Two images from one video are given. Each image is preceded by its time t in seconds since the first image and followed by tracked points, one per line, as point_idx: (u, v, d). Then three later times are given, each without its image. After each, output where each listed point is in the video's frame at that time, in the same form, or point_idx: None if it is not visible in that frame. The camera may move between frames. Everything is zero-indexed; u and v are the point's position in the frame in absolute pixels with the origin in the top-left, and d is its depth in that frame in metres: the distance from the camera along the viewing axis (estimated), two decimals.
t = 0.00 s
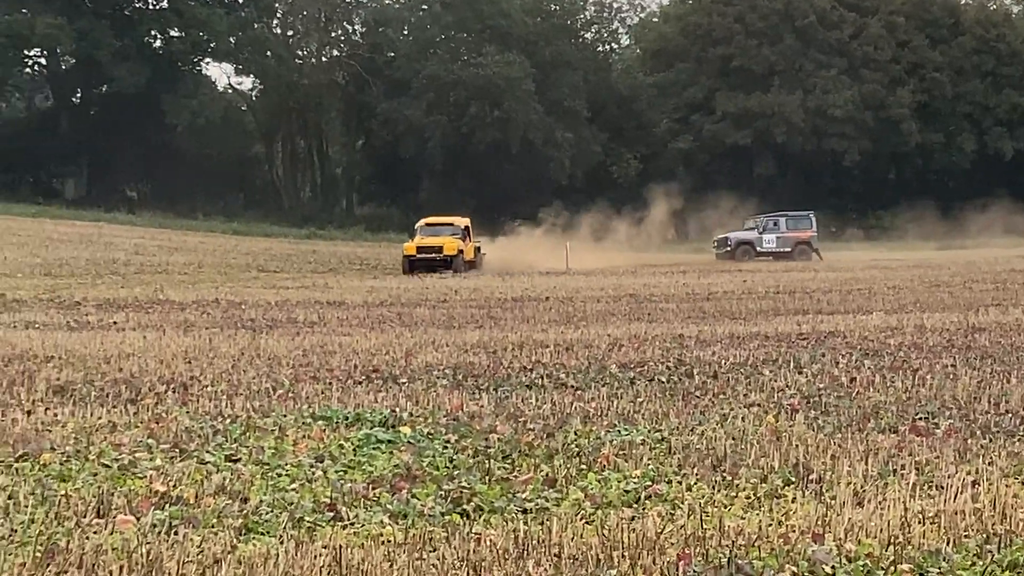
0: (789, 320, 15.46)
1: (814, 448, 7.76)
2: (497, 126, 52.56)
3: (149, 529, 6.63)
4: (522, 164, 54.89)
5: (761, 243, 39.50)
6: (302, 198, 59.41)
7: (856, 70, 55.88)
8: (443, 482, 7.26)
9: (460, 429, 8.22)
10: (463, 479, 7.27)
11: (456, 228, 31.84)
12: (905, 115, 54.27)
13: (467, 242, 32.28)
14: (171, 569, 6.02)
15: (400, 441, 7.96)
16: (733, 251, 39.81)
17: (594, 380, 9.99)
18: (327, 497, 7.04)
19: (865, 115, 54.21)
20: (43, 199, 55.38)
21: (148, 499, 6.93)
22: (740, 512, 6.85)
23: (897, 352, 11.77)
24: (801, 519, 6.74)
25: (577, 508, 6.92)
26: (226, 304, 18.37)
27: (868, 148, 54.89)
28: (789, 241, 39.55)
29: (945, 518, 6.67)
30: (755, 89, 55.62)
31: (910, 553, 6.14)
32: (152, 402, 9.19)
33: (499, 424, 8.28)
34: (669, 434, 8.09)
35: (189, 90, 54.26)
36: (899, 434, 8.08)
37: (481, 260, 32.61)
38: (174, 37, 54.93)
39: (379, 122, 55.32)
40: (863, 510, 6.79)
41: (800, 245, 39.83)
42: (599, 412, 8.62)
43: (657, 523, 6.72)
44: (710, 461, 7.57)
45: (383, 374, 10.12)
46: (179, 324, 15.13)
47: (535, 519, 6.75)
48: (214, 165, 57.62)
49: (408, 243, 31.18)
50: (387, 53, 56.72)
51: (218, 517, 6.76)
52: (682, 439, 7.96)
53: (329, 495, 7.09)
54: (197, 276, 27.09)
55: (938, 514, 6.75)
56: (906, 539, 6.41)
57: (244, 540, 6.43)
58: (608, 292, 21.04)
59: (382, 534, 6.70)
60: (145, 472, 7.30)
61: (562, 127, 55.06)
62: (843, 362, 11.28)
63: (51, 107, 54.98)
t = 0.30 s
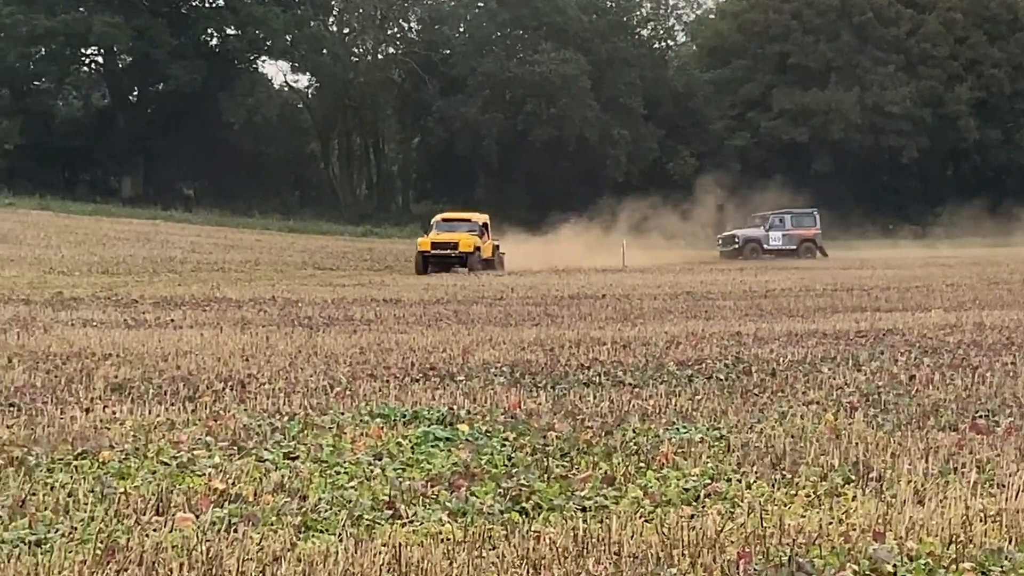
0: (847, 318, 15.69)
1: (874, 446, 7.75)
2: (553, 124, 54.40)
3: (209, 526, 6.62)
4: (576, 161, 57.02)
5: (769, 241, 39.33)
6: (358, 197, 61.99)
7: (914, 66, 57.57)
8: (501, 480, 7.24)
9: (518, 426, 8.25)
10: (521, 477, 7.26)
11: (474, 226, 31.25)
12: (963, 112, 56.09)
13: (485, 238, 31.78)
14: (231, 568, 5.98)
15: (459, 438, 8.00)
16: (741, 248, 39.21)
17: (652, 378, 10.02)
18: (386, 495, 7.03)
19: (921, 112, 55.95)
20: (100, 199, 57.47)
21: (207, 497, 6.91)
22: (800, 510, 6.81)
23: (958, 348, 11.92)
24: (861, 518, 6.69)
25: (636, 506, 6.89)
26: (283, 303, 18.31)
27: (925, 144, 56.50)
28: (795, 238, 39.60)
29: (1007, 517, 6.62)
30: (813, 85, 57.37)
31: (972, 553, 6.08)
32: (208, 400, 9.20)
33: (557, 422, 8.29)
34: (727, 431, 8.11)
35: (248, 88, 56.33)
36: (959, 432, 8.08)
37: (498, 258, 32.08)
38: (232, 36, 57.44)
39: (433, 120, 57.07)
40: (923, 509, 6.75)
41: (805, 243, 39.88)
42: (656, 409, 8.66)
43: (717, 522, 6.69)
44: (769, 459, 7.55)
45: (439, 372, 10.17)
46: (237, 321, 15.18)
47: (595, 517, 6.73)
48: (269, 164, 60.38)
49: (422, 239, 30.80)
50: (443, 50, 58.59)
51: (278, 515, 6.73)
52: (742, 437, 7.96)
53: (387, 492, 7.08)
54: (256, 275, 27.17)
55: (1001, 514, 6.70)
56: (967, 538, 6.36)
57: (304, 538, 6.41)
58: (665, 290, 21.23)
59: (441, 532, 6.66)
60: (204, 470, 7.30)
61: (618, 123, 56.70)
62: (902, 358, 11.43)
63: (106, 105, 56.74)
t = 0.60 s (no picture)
0: (900, 318, 15.85)
1: (929, 446, 7.75)
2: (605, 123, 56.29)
3: (265, 526, 6.62)
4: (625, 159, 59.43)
5: (772, 241, 39.14)
6: (411, 196, 64.17)
7: (966, 66, 57.51)
8: (557, 480, 7.25)
9: (573, 426, 8.30)
10: (576, 477, 7.27)
11: (483, 225, 30.46)
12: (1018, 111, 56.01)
13: (496, 239, 30.98)
14: (288, 566, 5.97)
15: (514, 438, 8.09)
16: (746, 249, 39.15)
17: (705, 378, 10.13)
18: (442, 494, 7.04)
19: (976, 112, 56.10)
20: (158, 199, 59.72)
21: (264, 495, 6.93)
22: (856, 510, 6.79)
23: (1011, 348, 11.96)
24: (917, 518, 6.65)
25: (691, 506, 6.88)
26: (337, 302, 18.44)
27: (980, 144, 56.73)
28: (797, 238, 39.22)
29: None
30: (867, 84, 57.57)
31: None
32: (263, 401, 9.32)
33: (611, 422, 8.32)
34: (782, 431, 8.17)
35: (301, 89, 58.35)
36: (1015, 432, 8.10)
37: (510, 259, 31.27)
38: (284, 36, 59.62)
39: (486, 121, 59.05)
40: (980, 509, 6.73)
41: (808, 243, 39.46)
42: (710, 410, 8.74)
43: (773, 521, 6.68)
44: (825, 459, 7.56)
45: (493, 371, 10.31)
46: (292, 321, 15.31)
47: (649, 516, 6.71)
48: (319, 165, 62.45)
49: (430, 239, 29.98)
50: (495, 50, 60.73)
51: (334, 514, 6.73)
52: (798, 437, 8.01)
53: (443, 492, 7.09)
54: (309, 275, 27.44)
55: None
56: None
57: (359, 537, 6.43)
58: (717, 290, 21.28)
59: (497, 531, 6.64)
60: (260, 469, 7.33)
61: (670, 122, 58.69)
62: (955, 359, 11.41)
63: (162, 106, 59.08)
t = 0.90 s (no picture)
0: (960, 318, 15.76)
1: (989, 446, 7.72)
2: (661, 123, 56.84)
3: (324, 525, 6.60)
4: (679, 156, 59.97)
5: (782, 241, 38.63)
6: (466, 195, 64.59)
7: None
8: (615, 480, 7.24)
9: (630, 426, 8.32)
10: (635, 476, 7.25)
11: (491, 226, 29.03)
12: None
13: (505, 240, 29.58)
14: (348, 566, 5.94)
15: (572, 438, 8.12)
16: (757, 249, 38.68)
17: (763, 378, 10.17)
18: (500, 493, 7.03)
19: None
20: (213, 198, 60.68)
21: (322, 495, 6.92)
22: (915, 511, 6.74)
23: None
24: (977, 518, 6.61)
25: (750, 506, 6.85)
26: (394, 302, 18.44)
27: None
28: (806, 239, 38.55)
29: None
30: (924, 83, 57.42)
31: None
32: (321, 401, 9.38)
33: (669, 422, 8.33)
34: (841, 431, 8.18)
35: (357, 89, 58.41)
36: None
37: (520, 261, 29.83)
38: (340, 36, 59.30)
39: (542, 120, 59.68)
40: None
41: (816, 244, 38.79)
42: (768, 410, 8.75)
43: (832, 522, 6.64)
44: (884, 459, 7.56)
45: (550, 371, 10.34)
46: (348, 321, 15.28)
47: (708, 517, 6.68)
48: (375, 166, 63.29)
49: (434, 239, 28.60)
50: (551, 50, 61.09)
51: (393, 514, 6.73)
52: (858, 437, 8.01)
53: (501, 492, 7.09)
54: (366, 275, 27.59)
55: None
56: None
57: (419, 537, 6.41)
58: (774, 290, 21.19)
59: (555, 531, 6.61)
60: (318, 468, 7.35)
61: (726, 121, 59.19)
62: (1014, 359, 11.40)
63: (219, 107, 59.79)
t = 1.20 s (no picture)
0: None
1: None
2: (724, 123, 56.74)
3: (390, 524, 6.54)
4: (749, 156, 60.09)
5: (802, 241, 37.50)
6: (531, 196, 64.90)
7: None
8: (681, 480, 7.24)
9: (698, 427, 8.38)
10: (701, 477, 7.24)
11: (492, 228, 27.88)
12: None
13: (508, 242, 28.38)
14: (414, 565, 5.85)
15: (638, 438, 8.17)
16: (777, 249, 37.31)
17: (829, 378, 10.27)
18: (566, 494, 7.01)
19: None
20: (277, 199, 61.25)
21: (389, 495, 6.91)
22: (985, 512, 6.67)
23: None
24: None
25: (817, 506, 6.81)
26: (458, 302, 18.50)
27: None
28: (824, 239, 37.80)
29: None
30: (989, 83, 56.86)
31: None
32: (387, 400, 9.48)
33: (736, 422, 8.39)
34: (909, 431, 8.22)
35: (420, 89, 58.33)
36: None
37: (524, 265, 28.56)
38: (404, 36, 60.10)
39: (605, 120, 60.15)
40: None
41: (832, 244, 38.15)
42: (834, 410, 8.83)
43: (901, 522, 6.57)
44: (952, 460, 7.55)
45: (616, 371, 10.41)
46: (413, 321, 15.30)
47: (776, 517, 6.61)
48: (436, 165, 63.59)
49: (430, 241, 27.41)
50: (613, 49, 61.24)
51: (460, 513, 6.70)
52: (927, 437, 8.03)
53: (567, 491, 7.07)
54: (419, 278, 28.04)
55: None
56: None
57: (486, 536, 6.35)
58: (841, 290, 21.24)
59: (622, 532, 6.54)
60: (385, 468, 7.37)
61: (790, 121, 59.09)
62: None
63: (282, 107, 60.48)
